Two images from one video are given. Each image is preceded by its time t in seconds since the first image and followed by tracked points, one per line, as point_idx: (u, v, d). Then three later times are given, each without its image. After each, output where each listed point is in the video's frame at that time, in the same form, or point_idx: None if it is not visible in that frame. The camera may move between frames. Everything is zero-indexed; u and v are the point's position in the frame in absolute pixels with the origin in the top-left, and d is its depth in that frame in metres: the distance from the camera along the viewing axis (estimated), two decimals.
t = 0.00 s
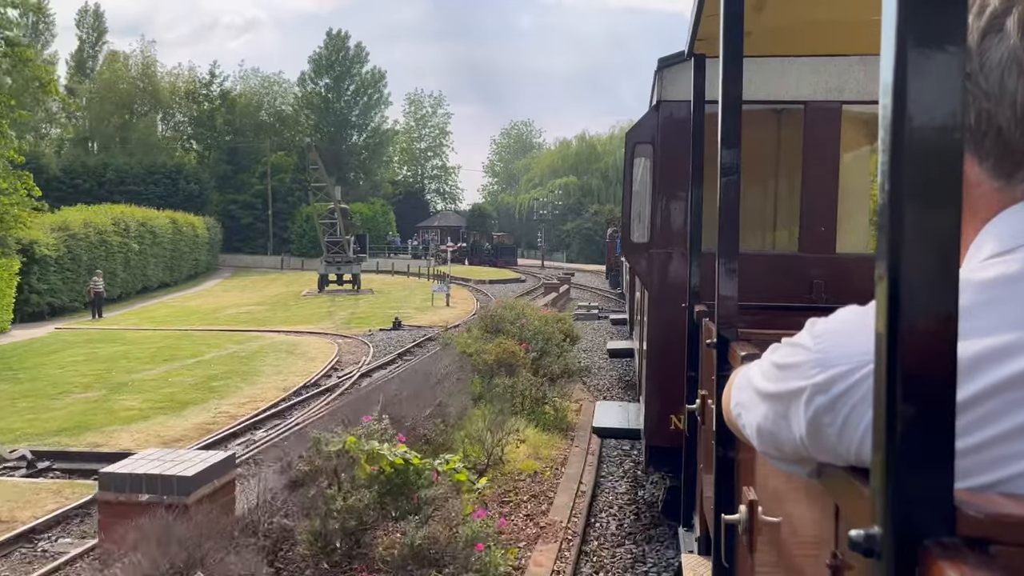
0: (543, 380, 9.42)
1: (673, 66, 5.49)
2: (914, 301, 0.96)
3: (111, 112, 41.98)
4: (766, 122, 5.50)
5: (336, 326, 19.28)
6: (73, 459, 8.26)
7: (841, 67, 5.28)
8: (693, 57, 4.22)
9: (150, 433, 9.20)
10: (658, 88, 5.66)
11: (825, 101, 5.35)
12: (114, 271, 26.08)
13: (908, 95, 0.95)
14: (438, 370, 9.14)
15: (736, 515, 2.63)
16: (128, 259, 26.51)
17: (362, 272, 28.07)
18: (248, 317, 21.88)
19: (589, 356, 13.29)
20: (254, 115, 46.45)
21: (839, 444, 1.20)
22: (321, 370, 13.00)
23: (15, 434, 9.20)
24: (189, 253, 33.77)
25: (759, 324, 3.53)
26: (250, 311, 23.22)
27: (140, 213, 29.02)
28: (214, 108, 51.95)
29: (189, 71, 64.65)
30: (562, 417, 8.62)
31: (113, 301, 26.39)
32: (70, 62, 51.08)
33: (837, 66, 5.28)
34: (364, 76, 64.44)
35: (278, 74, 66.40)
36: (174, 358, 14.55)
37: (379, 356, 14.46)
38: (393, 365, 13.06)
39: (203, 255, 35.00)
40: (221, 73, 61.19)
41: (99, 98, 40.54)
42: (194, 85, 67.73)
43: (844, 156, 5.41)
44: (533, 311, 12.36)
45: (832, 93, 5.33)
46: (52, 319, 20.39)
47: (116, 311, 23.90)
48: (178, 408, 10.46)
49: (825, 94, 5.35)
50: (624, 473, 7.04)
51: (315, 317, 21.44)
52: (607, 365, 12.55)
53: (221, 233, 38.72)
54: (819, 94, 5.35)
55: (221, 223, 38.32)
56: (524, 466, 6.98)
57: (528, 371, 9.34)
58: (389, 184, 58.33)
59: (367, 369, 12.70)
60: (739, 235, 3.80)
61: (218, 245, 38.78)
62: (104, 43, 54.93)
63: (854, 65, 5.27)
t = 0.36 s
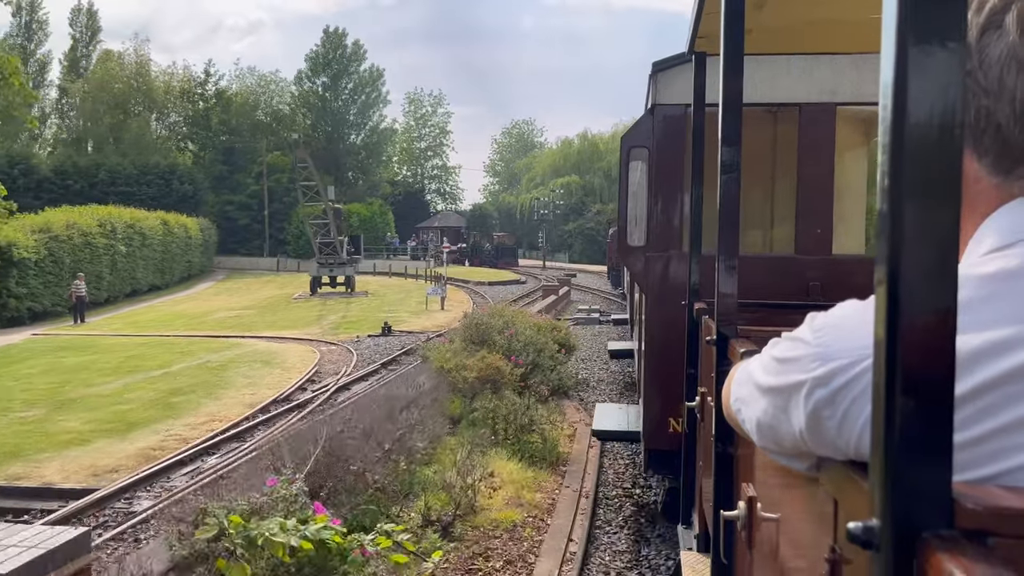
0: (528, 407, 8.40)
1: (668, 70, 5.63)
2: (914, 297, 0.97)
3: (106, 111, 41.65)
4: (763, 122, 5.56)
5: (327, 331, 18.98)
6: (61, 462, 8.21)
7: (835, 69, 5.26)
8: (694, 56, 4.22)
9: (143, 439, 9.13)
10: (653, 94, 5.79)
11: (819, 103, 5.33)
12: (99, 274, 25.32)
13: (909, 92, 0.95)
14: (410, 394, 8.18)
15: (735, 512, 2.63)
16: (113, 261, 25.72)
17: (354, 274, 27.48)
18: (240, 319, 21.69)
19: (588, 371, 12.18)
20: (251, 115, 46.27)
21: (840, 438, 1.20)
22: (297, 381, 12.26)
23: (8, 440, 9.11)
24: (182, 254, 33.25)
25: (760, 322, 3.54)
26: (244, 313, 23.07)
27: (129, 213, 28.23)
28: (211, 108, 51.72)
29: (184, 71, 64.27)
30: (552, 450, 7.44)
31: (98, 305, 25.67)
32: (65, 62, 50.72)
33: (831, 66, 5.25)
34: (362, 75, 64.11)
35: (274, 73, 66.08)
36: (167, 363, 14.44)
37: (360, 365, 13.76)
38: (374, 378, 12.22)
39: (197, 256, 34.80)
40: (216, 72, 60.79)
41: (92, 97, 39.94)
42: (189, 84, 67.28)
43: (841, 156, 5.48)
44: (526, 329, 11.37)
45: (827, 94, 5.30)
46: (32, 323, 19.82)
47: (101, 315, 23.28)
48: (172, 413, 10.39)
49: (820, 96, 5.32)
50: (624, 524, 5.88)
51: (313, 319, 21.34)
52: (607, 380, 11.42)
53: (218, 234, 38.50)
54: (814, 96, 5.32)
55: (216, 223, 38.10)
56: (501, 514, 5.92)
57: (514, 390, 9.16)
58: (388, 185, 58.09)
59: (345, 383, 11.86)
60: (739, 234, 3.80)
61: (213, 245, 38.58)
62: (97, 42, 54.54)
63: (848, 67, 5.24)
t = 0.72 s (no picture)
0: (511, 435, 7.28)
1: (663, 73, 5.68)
2: (914, 300, 0.96)
3: (99, 110, 41.37)
4: (762, 124, 5.53)
5: (313, 335, 18.25)
6: (49, 470, 8.12)
7: (832, 70, 5.24)
8: (694, 56, 4.22)
9: (133, 446, 9.05)
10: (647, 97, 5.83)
11: (815, 104, 5.34)
12: (84, 277, 24.74)
13: (908, 90, 0.95)
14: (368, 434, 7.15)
15: (734, 515, 2.63)
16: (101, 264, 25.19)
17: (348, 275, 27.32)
18: (227, 322, 21.32)
19: (588, 384, 11.07)
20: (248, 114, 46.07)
21: (837, 442, 1.20)
22: (263, 399, 11.24)
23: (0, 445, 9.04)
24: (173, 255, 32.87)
25: (760, 323, 3.53)
26: (232, 316, 22.73)
27: (116, 214, 27.72)
28: (207, 107, 51.52)
29: (179, 70, 63.94)
30: (537, 495, 6.22)
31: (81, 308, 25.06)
32: (59, 61, 50.37)
33: (828, 67, 5.22)
34: (359, 73, 63.80)
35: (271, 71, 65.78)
36: (150, 368, 14.11)
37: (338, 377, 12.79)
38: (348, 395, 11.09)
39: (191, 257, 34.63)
40: (212, 70, 60.47)
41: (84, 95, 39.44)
42: (185, 82, 66.92)
43: (838, 159, 5.49)
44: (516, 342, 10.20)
45: (824, 96, 5.31)
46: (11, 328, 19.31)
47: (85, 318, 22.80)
48: (164, 419, 10.31)
49: (817, 97, 5.32)
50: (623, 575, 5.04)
51: (307, 321, 21.13)
52: (610, 395, 10.32)
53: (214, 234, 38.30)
54: (811, 97, 5.32)
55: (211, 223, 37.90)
56: None
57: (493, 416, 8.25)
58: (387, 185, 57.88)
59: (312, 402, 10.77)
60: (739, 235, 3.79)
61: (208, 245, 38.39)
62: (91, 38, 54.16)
63: (845, 68, 5.23)
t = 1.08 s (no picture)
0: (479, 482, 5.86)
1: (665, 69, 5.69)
2: (912, 300, 0.96)
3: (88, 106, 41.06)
4: (761, 122, 5.53)
5: (293, 342, 17.67)
6: (37, 472, 8.06)
7: (831, 69, 5.24)
8: (693, 56, 4.22)
9: (123, 448, 8.99)
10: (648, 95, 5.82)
11: (815, 102, 5.33)
12: (65, 277, 24.15)
13: (907, 88, 0.95)
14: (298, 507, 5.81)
15: (733, 515, 2.62)
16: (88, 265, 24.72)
17: (338, 276, 27.28)
18: (211, 324, 21.03)
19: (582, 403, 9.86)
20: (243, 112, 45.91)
21: (837, 443, 1.20)
22: (221, 418, 10.11)
23: None
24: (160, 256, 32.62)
25: (760, 323, 3.53)
26: (222, 317, 22.56)
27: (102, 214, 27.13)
28: (202, 106, 51.32)
29: (173, 67, 63.56)
30: (508, 564, 4.94)
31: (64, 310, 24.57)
32: (48, 59, 50.02)
33: (827, 67, 5.23)
34: (355, 69, 63.58)
35: (265, 68, 65.55)
36: (132, 373, 13.84)
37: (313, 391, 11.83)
38: (317, 412, 10.26)
39: (182, 258, 34.47)
40: (205, 67, 60.17)
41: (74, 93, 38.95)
42: (176, 79, 66.47)
43: (838, 157, 5.49)
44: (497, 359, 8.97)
45: (824, 94, 5.29)
46: None
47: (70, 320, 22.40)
48: (155, 420, 10.25)
49: (816, 95, 5.31)
50: None
51: (302, 322, 21.06)
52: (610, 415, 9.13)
53: (206, 234, 38.12)
54: (810, 95, 5.32)
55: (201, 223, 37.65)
56: None
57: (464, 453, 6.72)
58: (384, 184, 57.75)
59: (267, 426, 9.53)
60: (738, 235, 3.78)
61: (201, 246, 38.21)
62: (82, 35, 53.81)
63: (844, 67, 5.23)
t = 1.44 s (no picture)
0: None
1: (659, 67, 5.71)
2: (919, 293, 0.97)
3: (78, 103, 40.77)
4: (756, 121, 5.54)
5: (279, 342, 17.51)
6: (27, 474, 7.99)
7: (822, 66, 5.20)
8: (692, 56, 4.22)
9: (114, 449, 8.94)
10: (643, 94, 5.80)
11: (810, 99, 5.35)
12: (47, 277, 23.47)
13: (914, 84, 0.95)
14: None
15: (735, 513, 2.63)
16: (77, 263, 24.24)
17: (328, 275, 27.19)
18: (196, 324, 20.79)
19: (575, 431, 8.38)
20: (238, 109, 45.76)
21: (842, 439, 1.21)
22: (166, 441, 9.08)
23: None
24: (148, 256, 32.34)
25: (761, 323, 3.54)
26: (206, 317, 22.31)
27: (86, 211, 26.48)
28: (194, 103, 51.09)
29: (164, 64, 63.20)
30: None
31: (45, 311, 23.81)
32: (37, 55, 49.67)
33: (819, 66, 5.20)
34: (349, 65, 63.39)
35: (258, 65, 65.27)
36: (111, 378, 13.21)
37: (279, 406, 10.87)
38: (274, 434, 9.21)
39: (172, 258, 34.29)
40: (197, 63, 59.82)
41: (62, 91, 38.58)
42: (167, 74, 66.00)
43: (835, 155, 5.50)
44: (472, 381, 7.49)
45: (817, 91, 5.32)
46: None
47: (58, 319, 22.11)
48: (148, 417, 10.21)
49: (810, 92, 5.34)
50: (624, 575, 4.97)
51: (288, 322, 20.82)
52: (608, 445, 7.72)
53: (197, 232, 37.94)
54: (803, 93, 5.34)
55: (192, 222, 37.43)
56: None
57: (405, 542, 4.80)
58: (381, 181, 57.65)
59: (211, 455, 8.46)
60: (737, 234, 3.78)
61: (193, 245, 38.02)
62: (71, 30, 53.42)
63: (835, 65, 5.19)
